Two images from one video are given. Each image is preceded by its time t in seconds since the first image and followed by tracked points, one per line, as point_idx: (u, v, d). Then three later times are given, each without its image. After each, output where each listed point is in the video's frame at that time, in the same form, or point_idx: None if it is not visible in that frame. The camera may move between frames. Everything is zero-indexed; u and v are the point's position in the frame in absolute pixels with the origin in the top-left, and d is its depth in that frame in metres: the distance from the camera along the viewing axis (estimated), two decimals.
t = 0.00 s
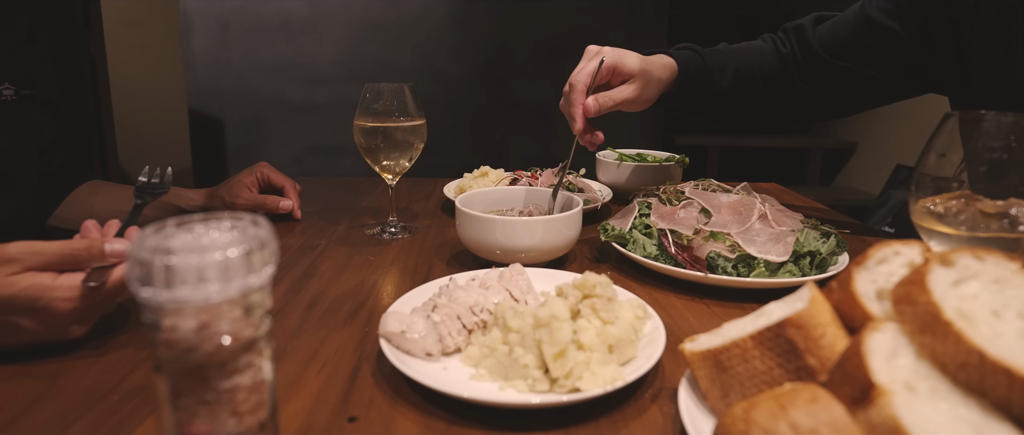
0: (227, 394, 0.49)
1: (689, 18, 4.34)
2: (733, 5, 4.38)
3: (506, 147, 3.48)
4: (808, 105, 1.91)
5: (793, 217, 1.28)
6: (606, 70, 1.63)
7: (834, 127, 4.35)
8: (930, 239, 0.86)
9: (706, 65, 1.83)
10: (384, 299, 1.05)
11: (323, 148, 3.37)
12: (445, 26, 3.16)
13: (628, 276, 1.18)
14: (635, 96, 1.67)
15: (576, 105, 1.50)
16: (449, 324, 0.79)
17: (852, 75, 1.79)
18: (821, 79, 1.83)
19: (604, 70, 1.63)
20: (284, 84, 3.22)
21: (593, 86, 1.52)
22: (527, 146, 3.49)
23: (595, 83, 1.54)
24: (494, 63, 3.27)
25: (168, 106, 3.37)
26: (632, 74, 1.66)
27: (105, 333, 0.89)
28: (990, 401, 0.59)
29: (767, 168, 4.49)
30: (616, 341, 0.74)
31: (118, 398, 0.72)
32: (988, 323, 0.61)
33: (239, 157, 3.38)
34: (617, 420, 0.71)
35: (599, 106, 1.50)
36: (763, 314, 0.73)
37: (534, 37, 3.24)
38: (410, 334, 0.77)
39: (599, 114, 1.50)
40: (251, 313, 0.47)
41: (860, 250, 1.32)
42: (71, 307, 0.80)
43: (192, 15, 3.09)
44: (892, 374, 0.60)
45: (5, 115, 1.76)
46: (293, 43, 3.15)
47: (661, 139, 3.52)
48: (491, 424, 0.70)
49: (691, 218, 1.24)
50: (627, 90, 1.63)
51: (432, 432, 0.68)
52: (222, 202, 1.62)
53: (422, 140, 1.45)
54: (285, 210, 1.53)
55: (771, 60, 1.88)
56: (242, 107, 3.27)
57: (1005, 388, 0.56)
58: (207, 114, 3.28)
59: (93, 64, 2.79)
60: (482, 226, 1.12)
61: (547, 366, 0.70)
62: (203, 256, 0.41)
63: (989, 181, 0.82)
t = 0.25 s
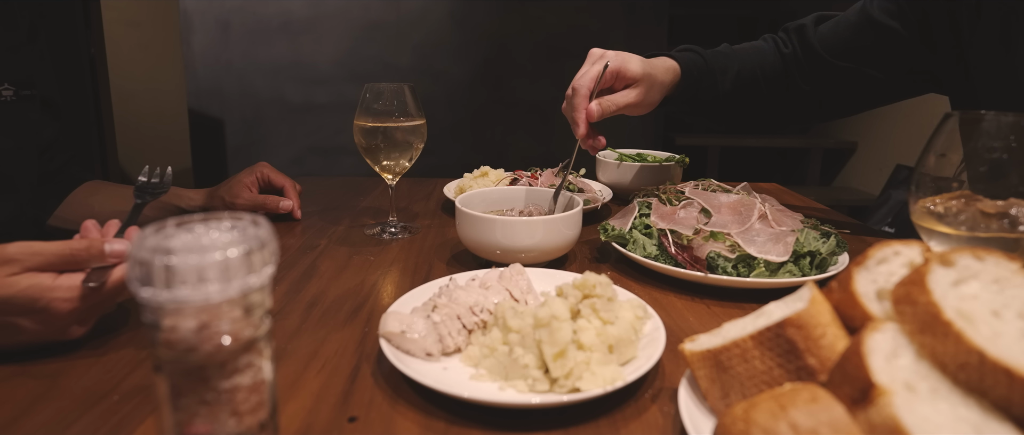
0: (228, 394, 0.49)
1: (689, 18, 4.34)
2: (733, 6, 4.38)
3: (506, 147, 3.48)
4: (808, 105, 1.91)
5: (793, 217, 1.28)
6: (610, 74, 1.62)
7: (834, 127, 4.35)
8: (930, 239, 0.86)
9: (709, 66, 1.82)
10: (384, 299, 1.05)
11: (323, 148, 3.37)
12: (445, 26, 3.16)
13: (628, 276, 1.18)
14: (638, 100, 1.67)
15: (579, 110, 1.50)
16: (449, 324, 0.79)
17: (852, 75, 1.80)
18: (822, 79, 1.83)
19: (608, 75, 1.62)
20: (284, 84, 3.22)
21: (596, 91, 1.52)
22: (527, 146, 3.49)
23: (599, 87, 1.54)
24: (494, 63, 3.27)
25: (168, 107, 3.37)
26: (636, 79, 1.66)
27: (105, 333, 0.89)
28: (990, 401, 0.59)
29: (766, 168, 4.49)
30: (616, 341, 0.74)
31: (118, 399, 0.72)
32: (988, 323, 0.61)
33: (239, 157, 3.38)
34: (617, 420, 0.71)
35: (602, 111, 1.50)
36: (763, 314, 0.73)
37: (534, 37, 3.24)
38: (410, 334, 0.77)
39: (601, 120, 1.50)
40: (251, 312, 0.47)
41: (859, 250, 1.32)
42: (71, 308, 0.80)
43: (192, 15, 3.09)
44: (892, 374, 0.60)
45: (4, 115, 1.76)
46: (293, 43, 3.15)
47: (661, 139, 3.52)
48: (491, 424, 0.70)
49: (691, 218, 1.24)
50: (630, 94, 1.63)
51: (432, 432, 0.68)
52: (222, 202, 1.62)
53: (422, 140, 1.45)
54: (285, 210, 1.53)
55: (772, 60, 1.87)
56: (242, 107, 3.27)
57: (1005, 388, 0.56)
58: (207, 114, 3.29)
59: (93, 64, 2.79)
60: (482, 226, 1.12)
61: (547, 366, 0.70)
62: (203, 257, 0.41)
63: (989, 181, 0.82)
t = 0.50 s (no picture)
0: (228, 394, 0.48)
1: (689, 18, 4.34)
2: (733, 6, 4.38)
3: (506, 147, 3.48)
4: (810, 106, 1.91)
5: (793, 217, 1.28)
6: (608, 77, 1.62)
7: (834, 127, 4.35)
8: (930, 239, 0.86)
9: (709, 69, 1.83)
10: (384, 299, 1.05)
11: (323, 148, 3.37)
12: (445, 25, 3.16)
13: (628, 276, 1.18)
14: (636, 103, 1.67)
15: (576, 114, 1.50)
16: (449, 324, 0.79)
17: (854, 76, 1.80)
18: (824, 80, 1.83)
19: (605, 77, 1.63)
20: (284, 84, 3.22)
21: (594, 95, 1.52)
22: (527, 146, 3.49)
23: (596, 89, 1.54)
24: (494, 63, 3.27)
25: (168, 106, 3.38)
26: (634, 81, 1.66)
27: (105, 333, 0.89)
28: (990, 401, 0.59)
29: (766, 168, 4.49)
30: (616, 341, 0.74)
31: (118, 399, 0.72)
32: (988, 323, 0.61)
33: (239, 157, 3.38)
34: (617, 420, 0.71)
35: (600, 114, 1.50)
36: (763, 314, 0.74)
37: (533, 37, 3.24)
38: (410, 334, 0.77)
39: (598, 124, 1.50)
40: (251, 312, 0.47)
41: (860, 250, 1.32)
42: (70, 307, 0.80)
43: (192, 15, 3.09)
44: (892, 374, 0.60)
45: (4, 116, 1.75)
46: (293, 43, 3.15)
47: (661, 139, 3.52)
48: (490, 424, 0.70)
49: (691, 218, 1.24)
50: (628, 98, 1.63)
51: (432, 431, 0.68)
52: (223, 202, 1.62)
53: (422, 140, 1.45)
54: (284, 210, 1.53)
55: (773, 62, 1.88)
56: (242, 107, 3.27)
57: (1005, 388, 0.56)
58: (207, 114, 3.28)
59: (93, 64, 2.80)
60: (482, 226, 1.12)
61: (547, 366, 0.70)
62: (203, 257, 0.41)
63: (989, 181, 0.82)
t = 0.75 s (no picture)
0: (228, 394, 0.48)
1: (689, 18, 4.34)
2: (733, 6, 4.38)
3: (506, 147, 3.48)
4: (812, 106, 1.91)
5: (793, 217, 1.28)
6: (605, 75, 1.63)
7: (834, 127, 4.36)
8: (930, 239, 0.86)
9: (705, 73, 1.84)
10: (384, 299, 1.05)
11: (323, 147, 3.37)
12: (445, 26, 3.16)
13: (628, 276, 1.18)
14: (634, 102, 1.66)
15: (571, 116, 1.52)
16: (449, 324, 0.79)
17: (856, 75, 1.80)
18: (825, 78, 1.83)
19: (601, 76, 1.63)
20: (284, 84, 3.22)
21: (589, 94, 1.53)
22: (527, 146, 3.49)
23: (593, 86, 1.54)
24: (494, 63, 3.27)
25: (168, 107, 3.38)
26: (632, 79, 1.66)
27: (105, 333, 0.89)
28: (990, 401, 0.59)
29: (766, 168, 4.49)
30: (616, 341, 0.74)
31: (118, 398, 0.72)
32: (988, 323, 0.61)
33: (239, 157, 3.38)
34: (617, 421, 0.71)
35: (596, 110, 1.50)
36: (763, 314, 0.73)
37: (533, 37, 3.24)
38: (410, 334, 0.77)
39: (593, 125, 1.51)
40: (251, 313, 0.47)
41: (860, 250, 1.32)
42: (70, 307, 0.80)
43: (192, 15, 3.09)
44: (892, 374, 0.60)
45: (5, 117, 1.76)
46: (293, 43, 3.15)
47: (661, 139, 3.52)
48: (491, 424, 0.70)
49: (691, 218, 1.24)
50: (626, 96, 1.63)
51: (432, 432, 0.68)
52: (222, 202, 1.62)
53: (422, 140, 1.45)
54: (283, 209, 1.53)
55: (774, 63, 1.88)
56: (242, 107, 3.27)
57: (1005, 388, 0.56)
58: (207, 114, 3.28)
59: (93, 64, 2.80)
60: (482, 226, 1.12)
61: (547, 366, 0.70)
62: (203, 257, 0.41)
63: (989, 181, 0.82)
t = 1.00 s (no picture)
0: (228, 394, 0.49)
1: (689, 18, 4.34)
2: (733, 6, 4.38)
3: (506, 147, 3.48)
4: (824, 109, 1.89)
5: (793, 217, 1.28)
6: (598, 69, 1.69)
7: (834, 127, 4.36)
8: (930, 239, 0.86)
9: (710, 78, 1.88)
10: (384, 299, 1.05)
11: (323, 147, 3.37)
12: (444, 26, 3.16)
13: (628, 276, 1.17)
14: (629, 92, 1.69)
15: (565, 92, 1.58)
16: (449, 324, 0.79)
17: (868, 76, 1.77)
18: (835, 79, 1.80)
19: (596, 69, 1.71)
20: (284, 84, 3.23)
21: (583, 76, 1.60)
22: (527, 146, 3.49)
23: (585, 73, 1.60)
24: (494, 63, 3.27)
25: (168, 107, 3.38)
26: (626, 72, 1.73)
27: (106, 333, 0.89)
28: (990, 401, 0.59)
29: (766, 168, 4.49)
30: (616, 341, 0.74)
31: (118, 398, 0.72)
32: (989, 323, 0.61)
33: (239, 157, 3.38)
34: (617, 421, 0.71)
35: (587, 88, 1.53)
36: (763, 314, 0.73)
37: (533, 37, 3.24)
38: (410, 334, 0.77)
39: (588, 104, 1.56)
40: (251, 313, 0.47)
41: (860, 250, 1.31)
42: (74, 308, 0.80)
43: (192, 15, 3.09)
44: (892, 374, 0.60)
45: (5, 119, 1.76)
46: (293, 43, 3.15)
47: (661, 139, 3.52)
48: (491, 424, 0.70)
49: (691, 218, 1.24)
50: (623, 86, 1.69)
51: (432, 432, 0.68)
52: (222, 202, 1.62)
53: (422, 140, 1.45)
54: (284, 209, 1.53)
55: (782, 66, 1.87)
56: (242, 107, 3.27)
57: (1005, 388, 0.56)
58: (208, 114, 3.29)
59: (93, 64, 2.80)
60: (482, 226, 1.12)
61: (547, 366, 0.70)
62: (203, 257, 0.41)
63: (989, 180, 0.82)
